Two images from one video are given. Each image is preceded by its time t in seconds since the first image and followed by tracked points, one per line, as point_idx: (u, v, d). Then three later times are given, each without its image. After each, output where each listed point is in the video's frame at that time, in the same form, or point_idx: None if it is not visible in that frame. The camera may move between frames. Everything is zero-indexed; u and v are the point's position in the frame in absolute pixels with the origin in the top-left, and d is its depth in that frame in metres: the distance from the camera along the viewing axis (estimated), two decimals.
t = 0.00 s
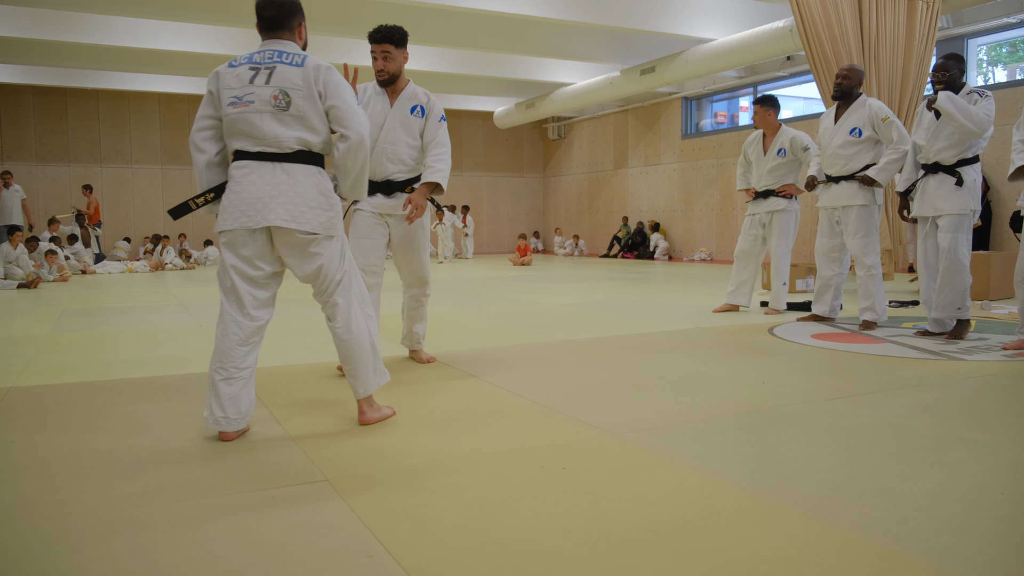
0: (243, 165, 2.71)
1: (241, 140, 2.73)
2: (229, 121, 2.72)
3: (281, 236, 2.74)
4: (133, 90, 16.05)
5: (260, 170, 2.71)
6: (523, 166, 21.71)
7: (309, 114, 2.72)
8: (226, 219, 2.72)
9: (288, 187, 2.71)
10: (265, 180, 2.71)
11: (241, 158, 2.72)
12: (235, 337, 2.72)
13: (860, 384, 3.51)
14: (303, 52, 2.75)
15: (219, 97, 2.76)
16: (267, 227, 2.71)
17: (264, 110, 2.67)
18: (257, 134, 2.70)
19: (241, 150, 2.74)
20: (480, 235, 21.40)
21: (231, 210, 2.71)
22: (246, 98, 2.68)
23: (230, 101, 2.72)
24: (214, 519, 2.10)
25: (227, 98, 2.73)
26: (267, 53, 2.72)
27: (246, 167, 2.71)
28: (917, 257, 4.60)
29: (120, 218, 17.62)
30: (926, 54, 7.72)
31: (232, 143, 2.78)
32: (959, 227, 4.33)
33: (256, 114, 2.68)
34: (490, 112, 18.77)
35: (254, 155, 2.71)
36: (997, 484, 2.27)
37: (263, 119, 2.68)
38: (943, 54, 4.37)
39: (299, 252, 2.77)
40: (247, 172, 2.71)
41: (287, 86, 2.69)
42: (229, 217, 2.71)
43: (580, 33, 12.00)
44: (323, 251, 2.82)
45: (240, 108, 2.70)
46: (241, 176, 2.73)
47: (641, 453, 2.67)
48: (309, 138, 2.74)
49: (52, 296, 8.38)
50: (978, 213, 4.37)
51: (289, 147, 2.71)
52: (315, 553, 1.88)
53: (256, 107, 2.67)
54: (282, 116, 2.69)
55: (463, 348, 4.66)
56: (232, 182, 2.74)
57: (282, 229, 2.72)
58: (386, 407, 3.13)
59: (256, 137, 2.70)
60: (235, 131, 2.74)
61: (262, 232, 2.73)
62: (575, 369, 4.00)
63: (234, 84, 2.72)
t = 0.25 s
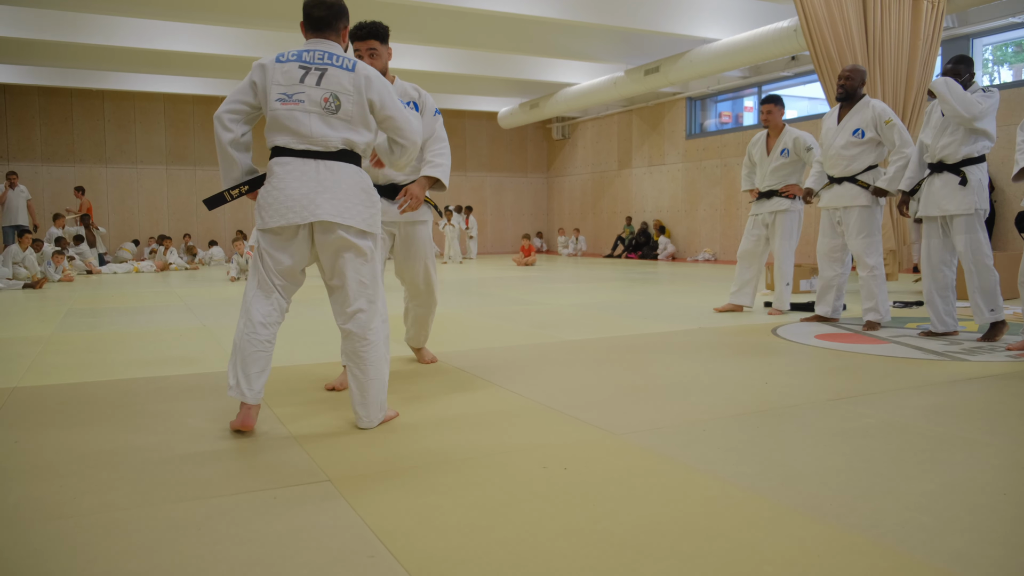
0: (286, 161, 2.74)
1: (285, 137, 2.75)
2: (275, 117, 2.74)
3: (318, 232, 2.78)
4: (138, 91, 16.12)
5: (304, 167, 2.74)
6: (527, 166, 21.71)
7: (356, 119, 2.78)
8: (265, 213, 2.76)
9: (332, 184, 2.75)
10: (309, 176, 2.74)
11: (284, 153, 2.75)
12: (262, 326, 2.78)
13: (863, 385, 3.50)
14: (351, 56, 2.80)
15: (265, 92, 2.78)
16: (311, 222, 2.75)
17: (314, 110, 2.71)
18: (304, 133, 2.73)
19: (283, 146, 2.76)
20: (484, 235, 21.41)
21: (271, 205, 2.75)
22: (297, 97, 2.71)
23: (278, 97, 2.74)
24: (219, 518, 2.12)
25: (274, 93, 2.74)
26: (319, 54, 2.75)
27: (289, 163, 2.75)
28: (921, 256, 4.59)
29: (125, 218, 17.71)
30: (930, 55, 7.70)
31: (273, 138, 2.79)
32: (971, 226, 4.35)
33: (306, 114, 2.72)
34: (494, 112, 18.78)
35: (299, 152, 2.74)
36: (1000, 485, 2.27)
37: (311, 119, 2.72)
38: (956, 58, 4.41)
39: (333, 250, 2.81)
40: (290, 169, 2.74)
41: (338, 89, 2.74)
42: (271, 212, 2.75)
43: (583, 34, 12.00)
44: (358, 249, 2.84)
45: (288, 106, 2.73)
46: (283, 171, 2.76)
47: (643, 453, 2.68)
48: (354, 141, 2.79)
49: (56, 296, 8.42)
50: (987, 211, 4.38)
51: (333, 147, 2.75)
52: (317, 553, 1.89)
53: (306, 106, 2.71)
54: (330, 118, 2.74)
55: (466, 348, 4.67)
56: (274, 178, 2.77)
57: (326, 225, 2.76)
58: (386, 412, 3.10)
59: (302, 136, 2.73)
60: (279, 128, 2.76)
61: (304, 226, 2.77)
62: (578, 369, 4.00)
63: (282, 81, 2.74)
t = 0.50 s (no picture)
0: (290, 164, 2.76)
1: (288, 140, 2.76)
2: (278, 120, 2.74)
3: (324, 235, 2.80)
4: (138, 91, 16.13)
5: (308, 169, 2.76)
6: (527, 166, 21.72)
7: (359, 119, 2.81)
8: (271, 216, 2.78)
9: (337, 185, 2.78)
10: (314, 178, 2.76)
11: (288, 156, 2.76)
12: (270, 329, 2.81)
13: (862, 385, 3.50)
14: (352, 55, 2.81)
15: (266, 94, 2.77)
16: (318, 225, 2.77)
17: (318, 113, 2.72)
18: (308, 135, 2.74)
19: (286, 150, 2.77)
20: (484, 235, 21.42)
21: (276, 208, 2.77)
22: (300, 100, 2.72)
23: (280, 100, 2.74)
24: (220, 518, 2.13)
25: (276, 96, 2.74)
26: (320, 54, 2.75)
27: (294, 166, 2.76)
28: (925, 257, 4.59)
29: (125, 218, 17.73)
30: (930, 55, 7.70)
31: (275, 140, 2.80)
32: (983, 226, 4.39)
33: (310, 116, 2.72)
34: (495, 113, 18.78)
35: (303, 154, 2.75)
36: (999, 486, 2.27)
37: (315, 122, 2.73)
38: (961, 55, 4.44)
39: (338, 252, 2.84)
40: (295, 172, 2.76)
41: (341, 91, 2.76)
42: (278, 216, 2.77)
43: (584, 34, 12.00)
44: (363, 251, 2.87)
45: (291, 108, 2.73)
46: (288, 174, 2.77)
47: (642, 453, 2.69)
48: (358, 142, 2.82)
49: (56, 296, 8.43)
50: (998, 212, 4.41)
51: (339, 149, 2.77)
52: (317, 554, 1.90)
53: (310, 109, 2.72)
54: (335, 120, 2.76)
55: (465, 349, 4.68)
56: (278, 181, 2.78)
57: (334, 227, 2.79)
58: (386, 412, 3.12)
59: (306, 138, 2.74)
60: (282, 131, 2.77)
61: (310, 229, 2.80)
62: (577, 370, 4.01)
63: (284, 83, 2.73)
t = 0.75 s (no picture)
0: (264, 166, 2.76)
1: (260, 143, 2.76)
2: (250, 125, 2.75)
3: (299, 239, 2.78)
4: (136, 91, 16.13)
5: (282, 171, 2.75)
6: (526, 167, 21.72)
7: (332, 116, 2.77)
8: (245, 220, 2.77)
9: (310, 186, 2.75)
10: (287, 180, 2.75)
11: (262, 159, 2.76)
12: (254, 336, 2.82)
13: (861, 386, 3.50)
14: (321, 52, 2.77)
15: (238, 101, 2.78)
16: (291, 228, 2.75)
17: (286, 114, 2.71)
18: (278, 138, 2.73)
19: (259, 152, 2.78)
20: (483, 236, 21.43)
21: (250, 212, 2.75)
22: (268, 102, 2.71)
23: (250, 105, 2.74)
24: (219, 520, 2.13)
25: (246, 102, 2.75)
26: (287, 55, 2.73)
27: (267, 168, 2.76)
28: (929, 258, 4.58)
29: (124, 219, 17.72)
30: (928, 56, 7.69)
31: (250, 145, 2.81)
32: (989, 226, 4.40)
33: (278, 118, 2.71)
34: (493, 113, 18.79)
35: (275, 157, 2.75)
36: (997, 488, 2.27)
37: (285, 123, 2.71)
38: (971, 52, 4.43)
39: (315, 256, 2.82)
40: (269, 174, 2.75)
41: (310, 89, 2.73)
42: (251, 218, 2.75)
43: (583, 35, 12.00)
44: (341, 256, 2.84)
45: (261, 111, 2.72)
46: (262, 177, 2.77)
47: (640, 455, 2.69)
48: (331, 139, 2.78)
49: (53, 297, 8.42)
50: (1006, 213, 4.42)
51: (310, 148, 2.75)
52: (316, 557, 1.90)
53: (279, 110, 2.71)
54: (305, 119, 2.73)
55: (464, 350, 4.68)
56: (254, 184, 2.78)
57: (307, 229, 2.76)
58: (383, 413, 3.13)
59: (278, 140, 2.73)
60: (255, 135, 2.77)
61: (284, 232, 2.78)
62: (575, 371, 4.01)
63: (253, 87, 2.73)
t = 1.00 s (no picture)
0: (248, 168, 2.77)
1: (249, 144, 2.78)
2: (240, 127, 2.77)
3: (278, 240, 2.77)
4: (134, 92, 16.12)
5: (265, 172, 2.76)
6: (525, 168, 21.73)
7: (321, 115, 2.78)
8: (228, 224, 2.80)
9: (291, 186, 2.75)
10: (270, 181, 2.76)
11: (246, 160, 2.78)
12: (240, 343, 2.82)
13: (857, 389, 3.52)
14: (308, 52, 2.78)
15: (227, 105, 2.80)
16: (270, 228, 2.76)
17: (276, 115, 2.72)
18: (266, 139, 2.74)
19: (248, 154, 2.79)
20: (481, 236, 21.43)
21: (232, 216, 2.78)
22: (257, 104, 2.73)
23: (239, 107, 2.76)
24: (218, 526, 2.14)
25: (236, 106, 2.77)
26: (275, 56, 2.75)
27: (252, 170, 2.77)
28: (930, 260, 4.59)
29: (122, 220, 17.70)
30: (925, 58, 7.70)
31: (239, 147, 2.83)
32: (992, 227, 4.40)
33: (268, 119, 2.73)
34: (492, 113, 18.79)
35: (260, 158, 2.76)
36: (992, 493, 2.29)
37: (275, 124, 2.73)
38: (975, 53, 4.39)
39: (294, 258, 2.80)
40: (252, 175, 2.77)
41: (299, 89, 2.74)
42: (232, 220, 2.77)
43: (583, 37, 12.00)
44: (319, 256, 2.81)
45: (252, 114, 2.75)
46: (246, 179, 2.79)
47: (638, 460, 2.70)
48: (319, 138, 2.79)
49: (52, 299, 8.43)
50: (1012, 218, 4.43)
51: (296, 148, 2.75)
52: (314, 563, 1.91)
53: (267, 111, 2.72)
54: (294, 120, 2.74)
55: (462, 354, 4.69)
56: (237, 186, 2.80)
57: (287, 228, 2.76)
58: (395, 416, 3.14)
59: (266, 141, 2.74)
60: (244, 137, 2.78)
61: (265, 233, 2.78)
62: (573, 375, 4.02)
63: (242, 90, 2.75)
